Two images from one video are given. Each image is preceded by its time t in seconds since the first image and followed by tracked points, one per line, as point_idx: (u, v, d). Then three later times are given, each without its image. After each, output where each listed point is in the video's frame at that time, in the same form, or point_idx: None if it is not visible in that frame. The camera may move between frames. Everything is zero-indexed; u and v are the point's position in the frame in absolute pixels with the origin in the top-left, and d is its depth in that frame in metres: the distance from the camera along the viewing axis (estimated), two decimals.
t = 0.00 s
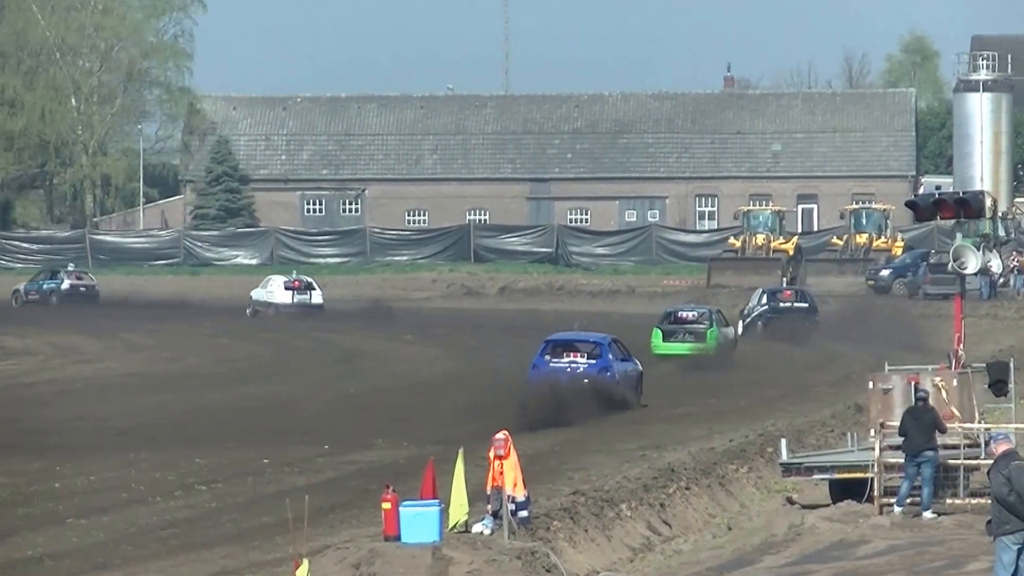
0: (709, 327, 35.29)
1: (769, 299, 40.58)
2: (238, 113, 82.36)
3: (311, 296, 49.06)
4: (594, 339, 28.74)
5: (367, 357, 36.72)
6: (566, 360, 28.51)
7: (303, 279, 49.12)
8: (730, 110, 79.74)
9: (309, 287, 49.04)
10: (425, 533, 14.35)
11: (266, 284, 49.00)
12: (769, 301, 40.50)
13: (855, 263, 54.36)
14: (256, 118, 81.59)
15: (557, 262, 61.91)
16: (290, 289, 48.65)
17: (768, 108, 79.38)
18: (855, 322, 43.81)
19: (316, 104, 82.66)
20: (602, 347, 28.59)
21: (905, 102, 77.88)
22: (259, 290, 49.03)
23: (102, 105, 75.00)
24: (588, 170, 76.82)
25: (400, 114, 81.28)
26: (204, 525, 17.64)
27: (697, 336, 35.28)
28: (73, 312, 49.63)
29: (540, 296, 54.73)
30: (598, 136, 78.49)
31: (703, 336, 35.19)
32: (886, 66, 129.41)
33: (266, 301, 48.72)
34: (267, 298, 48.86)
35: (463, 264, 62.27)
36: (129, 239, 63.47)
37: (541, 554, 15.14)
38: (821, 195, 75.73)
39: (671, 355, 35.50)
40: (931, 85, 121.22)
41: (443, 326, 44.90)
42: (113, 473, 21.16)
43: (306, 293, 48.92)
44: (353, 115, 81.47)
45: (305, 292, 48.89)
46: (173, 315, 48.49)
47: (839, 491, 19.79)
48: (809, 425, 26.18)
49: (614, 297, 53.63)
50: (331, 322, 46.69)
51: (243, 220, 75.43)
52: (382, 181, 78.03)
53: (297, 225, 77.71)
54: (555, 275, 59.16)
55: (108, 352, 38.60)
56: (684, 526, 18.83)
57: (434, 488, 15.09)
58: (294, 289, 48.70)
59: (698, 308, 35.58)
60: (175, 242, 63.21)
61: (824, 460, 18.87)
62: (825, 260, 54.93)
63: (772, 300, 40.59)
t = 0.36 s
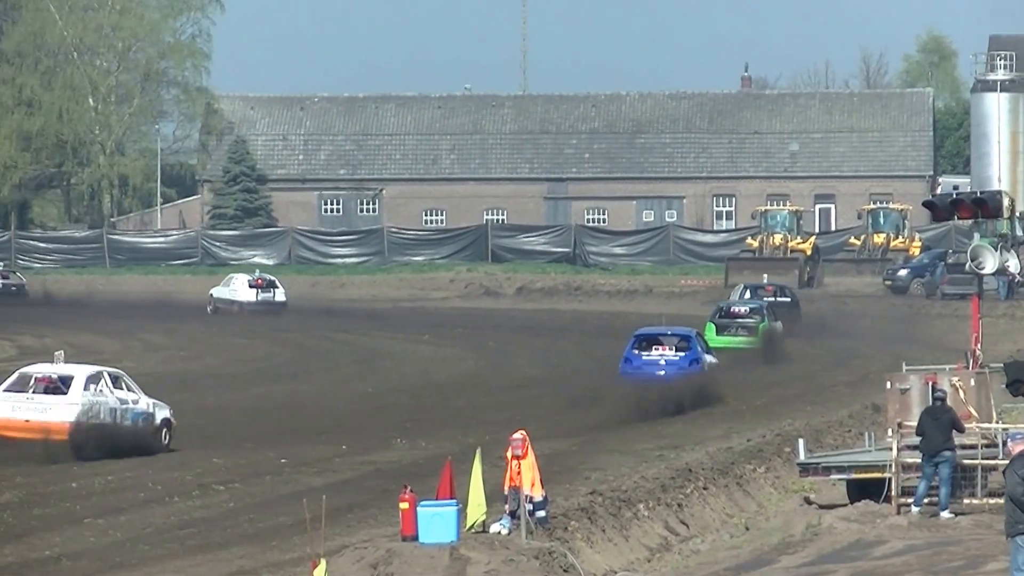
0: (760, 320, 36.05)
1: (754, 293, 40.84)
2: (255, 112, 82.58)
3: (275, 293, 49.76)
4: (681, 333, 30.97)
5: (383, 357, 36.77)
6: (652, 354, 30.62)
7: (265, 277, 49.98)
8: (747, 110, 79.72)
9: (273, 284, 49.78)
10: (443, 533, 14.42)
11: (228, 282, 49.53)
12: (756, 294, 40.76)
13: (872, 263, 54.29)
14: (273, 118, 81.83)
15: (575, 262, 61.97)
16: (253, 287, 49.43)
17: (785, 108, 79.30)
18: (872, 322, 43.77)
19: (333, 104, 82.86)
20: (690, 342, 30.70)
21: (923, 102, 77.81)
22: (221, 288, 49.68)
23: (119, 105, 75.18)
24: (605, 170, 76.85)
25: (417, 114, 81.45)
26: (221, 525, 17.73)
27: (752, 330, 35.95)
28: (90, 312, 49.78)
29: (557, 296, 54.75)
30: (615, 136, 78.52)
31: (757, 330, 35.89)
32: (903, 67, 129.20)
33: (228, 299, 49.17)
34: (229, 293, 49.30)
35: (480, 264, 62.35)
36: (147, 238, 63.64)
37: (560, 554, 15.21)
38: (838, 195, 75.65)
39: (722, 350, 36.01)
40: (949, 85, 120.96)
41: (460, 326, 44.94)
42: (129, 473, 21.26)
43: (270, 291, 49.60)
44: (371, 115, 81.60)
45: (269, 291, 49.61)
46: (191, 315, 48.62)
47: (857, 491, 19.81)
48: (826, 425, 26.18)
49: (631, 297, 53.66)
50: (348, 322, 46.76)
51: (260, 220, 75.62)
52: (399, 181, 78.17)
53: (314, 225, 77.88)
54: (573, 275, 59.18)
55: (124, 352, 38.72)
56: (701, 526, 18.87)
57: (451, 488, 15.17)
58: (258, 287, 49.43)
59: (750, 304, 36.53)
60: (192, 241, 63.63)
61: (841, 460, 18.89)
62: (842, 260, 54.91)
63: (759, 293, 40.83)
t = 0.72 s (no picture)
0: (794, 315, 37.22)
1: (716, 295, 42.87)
2: (260, 112, 82.63)
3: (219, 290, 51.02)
4: (732, 327, 32.83)
5: (388, 357, 36.77)
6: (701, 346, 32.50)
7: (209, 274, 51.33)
8: (752, 110, 79.69)
9: (216, 282, 51.04)
10: (448, 533, 14.41)
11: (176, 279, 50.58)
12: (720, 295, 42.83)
13: (878, 263, 54.26)
14: (279, 117, 81.87)
15: (580, 262, 62.03)
16: (200, 284, 50.65)
17: (791, 108, 79.25)
18: (878, 322, 43.77)
19: (339, 103, 82.86)
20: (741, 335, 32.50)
21: (929, 102, 77.80)
22: (167, 286, 50.56)
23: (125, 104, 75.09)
24: (610, 170, 76.83)
25: (423, 114, 81.46)
26: (226, 525, 17.73)
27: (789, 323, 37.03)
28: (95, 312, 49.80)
29: (562, 296, 54.76)
30: (620, 136, 78.51)
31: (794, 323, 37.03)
32: (909, 66, 129.05)
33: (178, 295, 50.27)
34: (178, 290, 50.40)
35: (486, 264, 62.34)
36: (153, 238, 63.72)
37: (565, 554, 15.22)
38: (844, 195, 75.65)
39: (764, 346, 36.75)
40: (955, 86, 120.80)
41: (465, 326, 44.95)
42: (134, 473, 21.26)
43: (215, 288, 50.91)
44: (376, 115, 81.60)
45: (213, 287, 50.85)
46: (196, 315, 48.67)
47: (862, 491, 19.80)
48: (832, 425, 26.17)
49: (636, 297, 53.64)
50: (354, 322, 46.76)
51: (266, 220, 75.75)
52: (405, 181, 78.19)
53: (320, 225, 77.92)
54: (578, 275, 59.20)
55: (129, 352, 38.73)
56: (707, 526, 18.87)
57: (457, 489, 15.17)
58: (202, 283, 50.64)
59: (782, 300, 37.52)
60: (198, 241, 63.64)
61: (847, 460, 18.88)
62: (848, 260, 54.86)
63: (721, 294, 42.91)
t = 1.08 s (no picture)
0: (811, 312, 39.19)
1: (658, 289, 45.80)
2: (260, 112, 82.63)
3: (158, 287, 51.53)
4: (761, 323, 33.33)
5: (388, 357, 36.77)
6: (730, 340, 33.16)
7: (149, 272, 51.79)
8: (752, 110, 79.69)
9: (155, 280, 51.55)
10: (448, 533, 14.41)
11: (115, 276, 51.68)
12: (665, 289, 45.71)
13: (878, 263, 54.27)
14: (279, 117, 81.85)
15: (580, 262, 62.03)
16: (138, 281, 51.33)
17: (791, 108, 79.26)
18: (877, 322, 43.76)
19: (339, 103, 82.86)
20: (770, 330, 33.01)
21: (928, 102, 77.84)
22: (106, 283, 51.77)
23: (125, 105, 75.18)
24: (610, 170, 76.82)
25: (422, 114, 81.46)
26: (225, 525, 17.73)
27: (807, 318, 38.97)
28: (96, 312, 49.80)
29: (561, 296, 54.74)
30: (620, 136, 78.52)
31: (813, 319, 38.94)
32: (909, 66, 129.00)
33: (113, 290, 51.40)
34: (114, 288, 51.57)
35: (486, 263, 62.31)
36: (154, 237, 63.73)
37: (565, 554, 15.21)
38: (844, 195, 75.65)
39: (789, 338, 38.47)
40: (955, 86, 120.72)
41: (465, 326, 44.94)
42: (133, 473, 21.26)
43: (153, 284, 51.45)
44: (376, 114, 81.61)
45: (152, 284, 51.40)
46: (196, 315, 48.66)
47: (862, 491, 19.80)
48: (832, 425, 26.18)
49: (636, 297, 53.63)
50: (353, 322, 46.75)
51: (266, 220, 75.75)
52: (405, 181, 78.19)
53: (319, 225, 77.89)
54: (579, 275, 59.20)
55: (129, 352, 38.72)
56: (707, 526, 18.88)
57: (457, 488, 15.18)
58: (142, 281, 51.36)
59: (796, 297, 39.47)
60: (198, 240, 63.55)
61: (848, 460, 18.88)
62: (848, 260, 54.86)
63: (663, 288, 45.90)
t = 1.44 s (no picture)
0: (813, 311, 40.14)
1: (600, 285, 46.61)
2: (260, 111, 82.62)
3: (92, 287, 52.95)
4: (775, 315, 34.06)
5: (388, 356, 36.76)
6: (747, 332, 33.81)
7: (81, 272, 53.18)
8: (752, 110, 79.66)
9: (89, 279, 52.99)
10: (449, 533, 14.42)
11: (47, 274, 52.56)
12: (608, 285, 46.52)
13: (878, 263, 54.27)
14: (279, 117, 81.83)
15: (580, 262, 62.05)
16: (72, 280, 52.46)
17: (791, 108, 79.25)
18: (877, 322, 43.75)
19: (339, 103, 82.86)
20: (786, 322, 33.75)
21: (929, 102, 77.86)
22: (38, 281, 52.23)
23: (125, 104, 75.19)
24: (611, 170, 76.81)
25: (422, 113, 81.45)
26: (225, 525, 17.72)
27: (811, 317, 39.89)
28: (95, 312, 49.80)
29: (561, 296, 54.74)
30: (620, 136, 78.51)
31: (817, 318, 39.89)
32: (910, 66, 128.95)
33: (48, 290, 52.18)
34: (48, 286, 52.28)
35: (486, 263, 62.32)
36: (154, 237, 63.77)
37: (565, 554, 15.23)
38: (844, 195, 75.64)
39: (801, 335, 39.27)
40: (955, 85, 120.64)
41: (464, 326, 44.93)
42: (133, 473, 21.25)
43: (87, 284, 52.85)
44: (376, 114, 81.62)
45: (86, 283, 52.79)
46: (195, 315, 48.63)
47: (862, 491, 19.81)
48: (832, 425, 26.19)
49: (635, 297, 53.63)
50: (353, 322, 46.74)
51: (266, 220, 75.76)
52: (405, 181, 78.19)
53: (319, 225, 77.88)
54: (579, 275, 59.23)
55: (128, 352, 38.70)
56: (706, 526, 18.87)
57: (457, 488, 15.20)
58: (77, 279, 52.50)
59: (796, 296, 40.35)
60: (197, 240, 63.49)
61: (848, 460, 18.87)
62: (848, 260, 54.86)
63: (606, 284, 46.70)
